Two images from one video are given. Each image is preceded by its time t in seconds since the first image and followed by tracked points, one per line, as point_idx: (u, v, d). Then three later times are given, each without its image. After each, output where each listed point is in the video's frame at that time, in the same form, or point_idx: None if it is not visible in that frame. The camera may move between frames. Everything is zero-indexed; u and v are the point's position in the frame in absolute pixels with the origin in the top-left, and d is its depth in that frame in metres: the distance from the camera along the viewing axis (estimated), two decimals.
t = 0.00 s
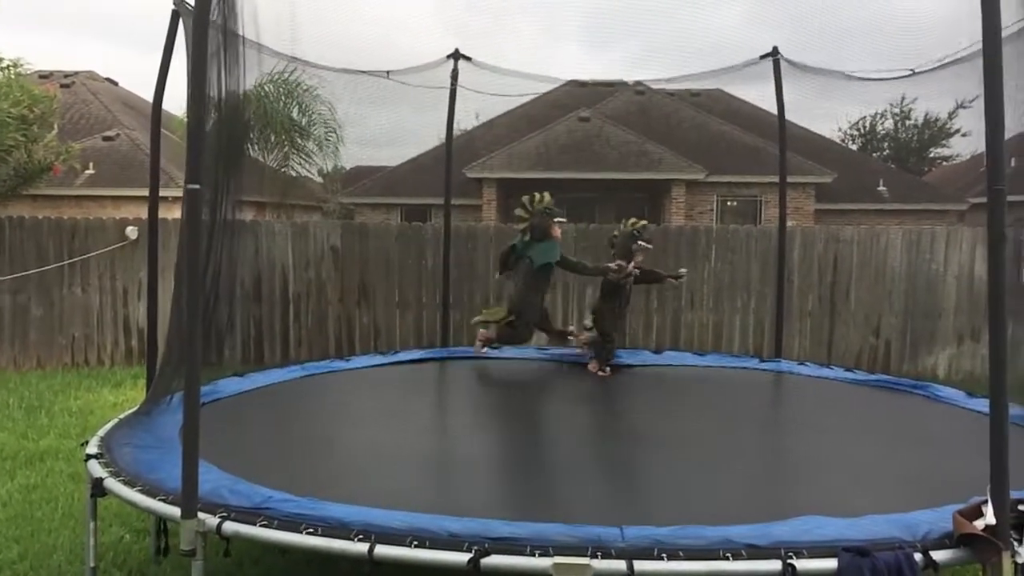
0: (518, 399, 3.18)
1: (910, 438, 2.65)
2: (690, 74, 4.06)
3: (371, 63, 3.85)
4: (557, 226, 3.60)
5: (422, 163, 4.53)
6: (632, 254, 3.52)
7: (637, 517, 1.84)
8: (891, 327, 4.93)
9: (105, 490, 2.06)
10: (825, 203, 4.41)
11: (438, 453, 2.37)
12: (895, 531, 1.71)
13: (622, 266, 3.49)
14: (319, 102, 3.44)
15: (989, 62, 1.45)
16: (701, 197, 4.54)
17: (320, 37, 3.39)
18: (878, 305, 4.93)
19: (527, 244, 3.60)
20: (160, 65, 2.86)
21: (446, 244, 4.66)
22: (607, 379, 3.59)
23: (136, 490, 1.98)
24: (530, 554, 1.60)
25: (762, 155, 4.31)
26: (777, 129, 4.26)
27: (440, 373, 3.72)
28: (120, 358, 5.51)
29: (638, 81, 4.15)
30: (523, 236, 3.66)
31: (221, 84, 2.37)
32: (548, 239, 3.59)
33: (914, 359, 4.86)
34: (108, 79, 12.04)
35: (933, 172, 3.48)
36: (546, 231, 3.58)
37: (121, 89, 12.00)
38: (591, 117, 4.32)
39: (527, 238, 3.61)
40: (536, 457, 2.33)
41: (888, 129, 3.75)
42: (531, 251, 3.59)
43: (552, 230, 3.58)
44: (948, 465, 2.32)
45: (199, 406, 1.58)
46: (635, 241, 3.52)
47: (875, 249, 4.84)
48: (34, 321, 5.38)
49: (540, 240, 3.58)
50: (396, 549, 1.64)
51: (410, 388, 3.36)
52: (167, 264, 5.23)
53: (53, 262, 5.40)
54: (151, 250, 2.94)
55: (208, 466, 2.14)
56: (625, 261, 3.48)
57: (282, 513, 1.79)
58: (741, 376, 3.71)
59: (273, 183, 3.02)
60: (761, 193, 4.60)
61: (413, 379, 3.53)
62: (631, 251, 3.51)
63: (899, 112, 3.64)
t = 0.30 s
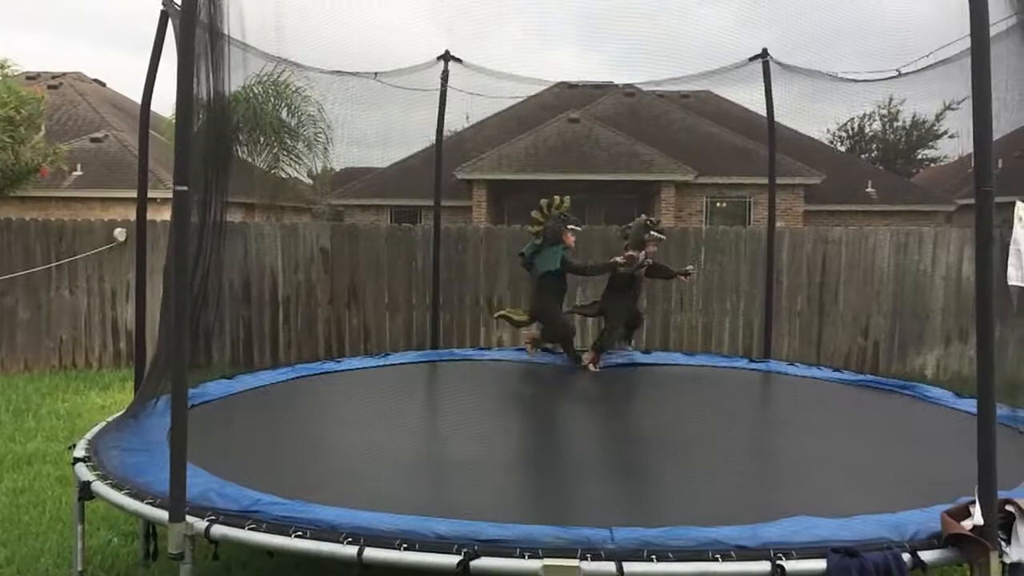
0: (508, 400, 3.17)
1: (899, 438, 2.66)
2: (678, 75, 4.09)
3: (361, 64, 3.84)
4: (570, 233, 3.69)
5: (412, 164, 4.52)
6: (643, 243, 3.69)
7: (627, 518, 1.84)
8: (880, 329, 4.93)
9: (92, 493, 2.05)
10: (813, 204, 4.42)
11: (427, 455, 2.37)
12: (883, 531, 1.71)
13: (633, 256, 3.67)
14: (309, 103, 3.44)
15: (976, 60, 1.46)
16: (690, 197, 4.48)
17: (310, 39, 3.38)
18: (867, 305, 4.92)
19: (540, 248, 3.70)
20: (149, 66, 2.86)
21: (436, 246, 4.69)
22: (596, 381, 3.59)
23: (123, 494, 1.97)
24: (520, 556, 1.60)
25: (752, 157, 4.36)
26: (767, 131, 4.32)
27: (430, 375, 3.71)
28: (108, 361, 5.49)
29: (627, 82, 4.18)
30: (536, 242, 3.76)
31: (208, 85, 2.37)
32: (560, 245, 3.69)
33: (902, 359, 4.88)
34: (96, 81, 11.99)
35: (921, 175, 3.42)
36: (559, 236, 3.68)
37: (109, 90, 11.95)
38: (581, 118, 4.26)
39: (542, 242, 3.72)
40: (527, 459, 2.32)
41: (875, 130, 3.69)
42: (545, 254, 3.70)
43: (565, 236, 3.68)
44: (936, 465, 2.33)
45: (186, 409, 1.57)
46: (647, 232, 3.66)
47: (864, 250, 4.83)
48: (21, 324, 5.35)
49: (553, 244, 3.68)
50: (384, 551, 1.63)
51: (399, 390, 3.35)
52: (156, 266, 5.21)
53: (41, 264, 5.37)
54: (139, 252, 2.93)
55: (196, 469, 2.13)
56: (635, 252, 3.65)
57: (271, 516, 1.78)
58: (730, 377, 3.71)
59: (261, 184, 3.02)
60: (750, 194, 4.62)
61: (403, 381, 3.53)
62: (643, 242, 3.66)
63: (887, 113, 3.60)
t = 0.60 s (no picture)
0: (500, 402, 3.17)
1: (890, 440, 2.67)
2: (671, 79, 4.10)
3: (352, 67, 3.84)
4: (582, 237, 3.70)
5: (404, 166, 4.51)
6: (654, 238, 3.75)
7: (619, 519, 1.84)
8: (870, 329, 4.88)
9: (83, 496, 2.04)
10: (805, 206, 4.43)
11: (419, 457, 2.37)
12: (874, 532, 1.72)
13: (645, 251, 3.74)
14: (300, 105, 3.44)
15: (964, 60, 1.46)
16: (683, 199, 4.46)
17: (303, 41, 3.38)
18: (858, 306, 4.89)
19: (554, 255, 3.69)
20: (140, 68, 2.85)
21: (429, 247, 4.69)
22: (588, 383, 3.59)
23: (115, 496, 1.96)
24: (512, 558, 1.60)
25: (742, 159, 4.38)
26: (757, 134, 4.30)
27: (422, 377, 3.70)
28: (99, 364, 5.46)
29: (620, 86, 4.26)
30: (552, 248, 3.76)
31: (199, 87, 2.36)
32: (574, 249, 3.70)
33: (893, 362, 4.87)
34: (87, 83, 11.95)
35: (911, 176, 3.41)
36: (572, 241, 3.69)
37: (100, 92, 11.91)
38: (572, 120, 4.38)
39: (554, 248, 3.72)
40: (518, 461, 2.32)
41: (866, 133, 3.72)
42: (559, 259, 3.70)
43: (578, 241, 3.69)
44: (927, 466, 2.34)
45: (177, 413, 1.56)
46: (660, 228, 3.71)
47: (855, 251, 4.81)
48: (11, 327, 5.33)
49: (567, 250, 3.68)
50: (376, 554, 1.63)
51: (391, 392, 3.35)
52: (146, 268, 5.19)
53: (30, 267, 5.35)
54: (130, 254, 2.92)
55: (188, 471, 2.13)
56: (649, 248, 3.71)
57: (263, 518, 1.77)
58: (722, 379, 3.71)
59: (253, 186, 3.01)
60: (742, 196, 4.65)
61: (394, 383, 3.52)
62: (655, 237, 3.72)
63: (877, 116, 3.62)
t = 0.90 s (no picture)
0: (492, 403, 3.17)
1: (882, 441, 2.67)
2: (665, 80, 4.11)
3: (345, 68, 3.84)
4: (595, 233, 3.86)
5: (397, 167, 4.51)
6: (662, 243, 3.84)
7: (610, 520, 1.84)
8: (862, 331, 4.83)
9: (73, 500, 2.03)
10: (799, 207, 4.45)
11: (411, 458, 2.36)
12: (865, 533, 1.72)
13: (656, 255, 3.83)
14: (292, 107, 3.44)
15: (953, 62, 1.47)
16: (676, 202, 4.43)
17: (297, 44, 3.38)
18: (849, 307, 4.87)
19: (568, 252, 3.83)
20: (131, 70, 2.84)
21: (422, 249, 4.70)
22: (581, 384, 3.59)
23: (105, 500, 1.96)
24: (503, 560, 1.60)
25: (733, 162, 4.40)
26: (750, 136, 4.34)
27: (415, 378, 3.70)
28: (90, 366, 5.45)
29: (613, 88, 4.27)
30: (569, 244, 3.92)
31: (192, 89, 2.37)
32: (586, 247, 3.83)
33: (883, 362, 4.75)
34: (78, 84, 11.92)
35: (902, 178, 3.41)
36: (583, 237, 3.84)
37: (92, 94, 11.88)
38: (564, 122, 4.35)
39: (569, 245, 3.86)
40: (510, 462, 2.32)
41: (857, 135, 3.70)
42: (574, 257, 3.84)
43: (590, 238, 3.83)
44: (919, 466, 2.35)
45: (168, 415, 1.56)
46: (666, 231, 3.80)
47: (846, 252, 4.80)
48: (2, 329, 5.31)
49: (580, 247, 3.82)
50: (367, 556, 1.63)
51: (384, 393, 3.35)
52: (137, 271, 5.17)
53: (21, 269, 5.33)
54: (121, 256, 2.91)
55: (179, 474, 2.12)
56: (657, 252, 3.81)
57: (253, 521, 1.77)
58: (715, 380, 3.72)
59: (244, 187, 3.01)
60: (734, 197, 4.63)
61: (387, 385, 3.52)
62: (661, 241, 3.81)
63: (868, 117, 3.63)
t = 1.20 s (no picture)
0: (482, 404, 3.17)
1: (870, 441, 2.68)
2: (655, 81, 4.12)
3: (334, 69, 3.83)
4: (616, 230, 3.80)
5: (386, 168, 4.51)
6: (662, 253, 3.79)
7: (599, 520, 1.85)
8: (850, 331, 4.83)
9: (60, 502, 2.02)
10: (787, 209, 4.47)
11: (401, 460, 2.36)
12: (853, 533, 1.73)
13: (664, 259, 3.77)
14: (280, 108, 3.43)
15: (941, 62, 1.48)
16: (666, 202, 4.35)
17: (286, 45, 3.37)
18: (837, 308, 4.89)
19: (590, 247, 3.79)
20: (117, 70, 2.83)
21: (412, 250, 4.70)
22: (571, 385, 3.59)
23: (92, 502, 1.94)
24: (493, 561, 1.60)
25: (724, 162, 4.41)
26: (739, 137, 4.37)
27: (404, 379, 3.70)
28: (77, 368, 5.41)
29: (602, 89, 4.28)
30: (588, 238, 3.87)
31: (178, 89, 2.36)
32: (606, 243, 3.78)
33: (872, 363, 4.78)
34: (66, 84, 11.86)
35: (890, 179, 3.45)
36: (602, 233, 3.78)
37: (79, 94, 11.82)
38: (554, 123, 4.36)
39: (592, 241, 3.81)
40: (500, 464, 2.32)
41: (845, 136, 3.71)
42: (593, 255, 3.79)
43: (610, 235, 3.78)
44: (907, 467, 2.36)
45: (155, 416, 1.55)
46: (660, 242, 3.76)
47: (834, 253, 4.83)
48: None
49: (601, 243, 3.77)
50: (357, 558, 1.62)
51: (374, 395, 3.34)
52: (125, 271, 5.15)
53: (8, 270, 5.30)
54: (108, 257, 2.89)
55: (166, 476, 2.11)
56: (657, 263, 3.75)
57: (242, 523, 1.76)
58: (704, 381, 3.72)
59: (232, 187, 3.00)
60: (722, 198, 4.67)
61: (376, 386, 3.51)
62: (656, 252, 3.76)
63: (856, 119, 3.62)
